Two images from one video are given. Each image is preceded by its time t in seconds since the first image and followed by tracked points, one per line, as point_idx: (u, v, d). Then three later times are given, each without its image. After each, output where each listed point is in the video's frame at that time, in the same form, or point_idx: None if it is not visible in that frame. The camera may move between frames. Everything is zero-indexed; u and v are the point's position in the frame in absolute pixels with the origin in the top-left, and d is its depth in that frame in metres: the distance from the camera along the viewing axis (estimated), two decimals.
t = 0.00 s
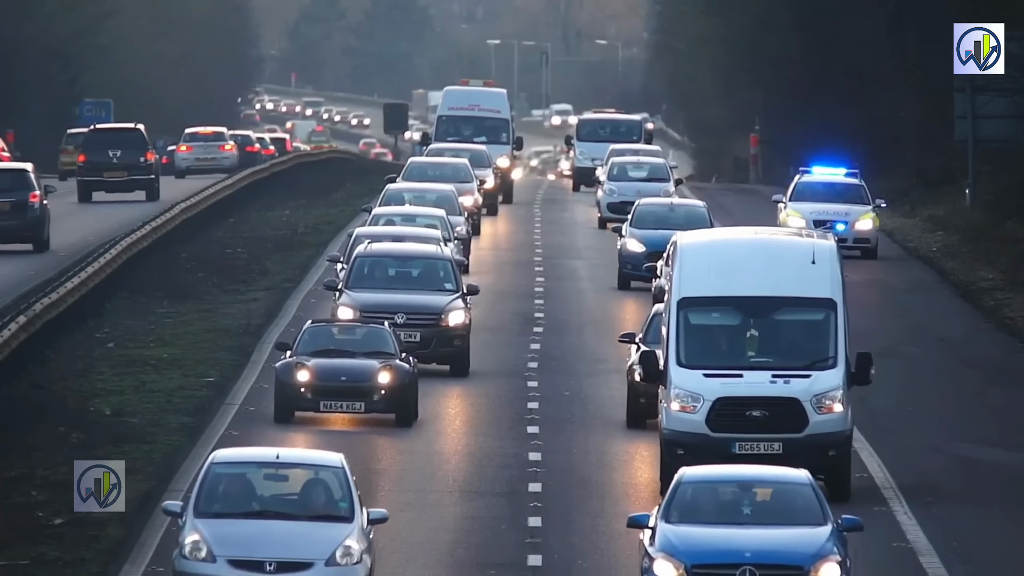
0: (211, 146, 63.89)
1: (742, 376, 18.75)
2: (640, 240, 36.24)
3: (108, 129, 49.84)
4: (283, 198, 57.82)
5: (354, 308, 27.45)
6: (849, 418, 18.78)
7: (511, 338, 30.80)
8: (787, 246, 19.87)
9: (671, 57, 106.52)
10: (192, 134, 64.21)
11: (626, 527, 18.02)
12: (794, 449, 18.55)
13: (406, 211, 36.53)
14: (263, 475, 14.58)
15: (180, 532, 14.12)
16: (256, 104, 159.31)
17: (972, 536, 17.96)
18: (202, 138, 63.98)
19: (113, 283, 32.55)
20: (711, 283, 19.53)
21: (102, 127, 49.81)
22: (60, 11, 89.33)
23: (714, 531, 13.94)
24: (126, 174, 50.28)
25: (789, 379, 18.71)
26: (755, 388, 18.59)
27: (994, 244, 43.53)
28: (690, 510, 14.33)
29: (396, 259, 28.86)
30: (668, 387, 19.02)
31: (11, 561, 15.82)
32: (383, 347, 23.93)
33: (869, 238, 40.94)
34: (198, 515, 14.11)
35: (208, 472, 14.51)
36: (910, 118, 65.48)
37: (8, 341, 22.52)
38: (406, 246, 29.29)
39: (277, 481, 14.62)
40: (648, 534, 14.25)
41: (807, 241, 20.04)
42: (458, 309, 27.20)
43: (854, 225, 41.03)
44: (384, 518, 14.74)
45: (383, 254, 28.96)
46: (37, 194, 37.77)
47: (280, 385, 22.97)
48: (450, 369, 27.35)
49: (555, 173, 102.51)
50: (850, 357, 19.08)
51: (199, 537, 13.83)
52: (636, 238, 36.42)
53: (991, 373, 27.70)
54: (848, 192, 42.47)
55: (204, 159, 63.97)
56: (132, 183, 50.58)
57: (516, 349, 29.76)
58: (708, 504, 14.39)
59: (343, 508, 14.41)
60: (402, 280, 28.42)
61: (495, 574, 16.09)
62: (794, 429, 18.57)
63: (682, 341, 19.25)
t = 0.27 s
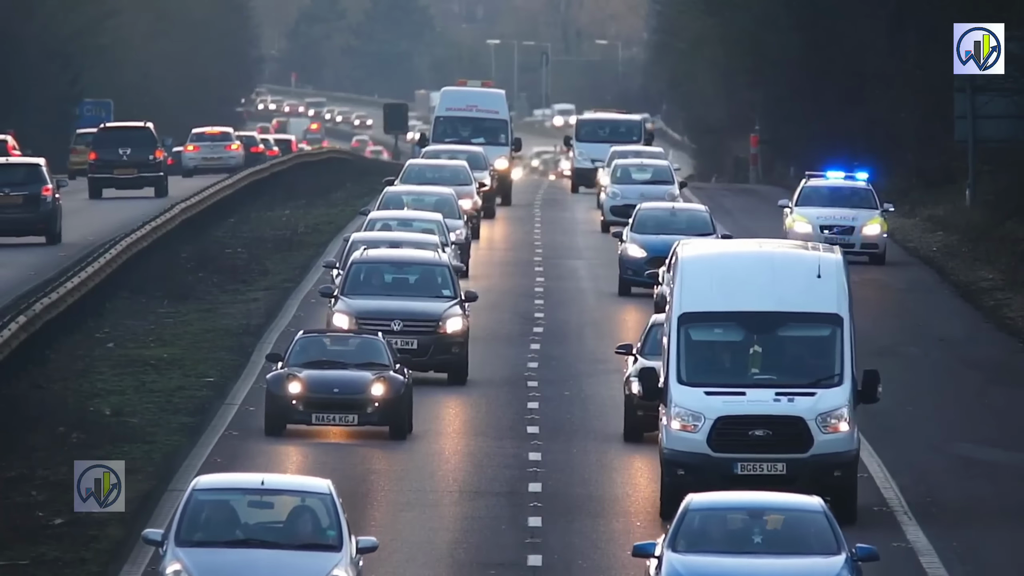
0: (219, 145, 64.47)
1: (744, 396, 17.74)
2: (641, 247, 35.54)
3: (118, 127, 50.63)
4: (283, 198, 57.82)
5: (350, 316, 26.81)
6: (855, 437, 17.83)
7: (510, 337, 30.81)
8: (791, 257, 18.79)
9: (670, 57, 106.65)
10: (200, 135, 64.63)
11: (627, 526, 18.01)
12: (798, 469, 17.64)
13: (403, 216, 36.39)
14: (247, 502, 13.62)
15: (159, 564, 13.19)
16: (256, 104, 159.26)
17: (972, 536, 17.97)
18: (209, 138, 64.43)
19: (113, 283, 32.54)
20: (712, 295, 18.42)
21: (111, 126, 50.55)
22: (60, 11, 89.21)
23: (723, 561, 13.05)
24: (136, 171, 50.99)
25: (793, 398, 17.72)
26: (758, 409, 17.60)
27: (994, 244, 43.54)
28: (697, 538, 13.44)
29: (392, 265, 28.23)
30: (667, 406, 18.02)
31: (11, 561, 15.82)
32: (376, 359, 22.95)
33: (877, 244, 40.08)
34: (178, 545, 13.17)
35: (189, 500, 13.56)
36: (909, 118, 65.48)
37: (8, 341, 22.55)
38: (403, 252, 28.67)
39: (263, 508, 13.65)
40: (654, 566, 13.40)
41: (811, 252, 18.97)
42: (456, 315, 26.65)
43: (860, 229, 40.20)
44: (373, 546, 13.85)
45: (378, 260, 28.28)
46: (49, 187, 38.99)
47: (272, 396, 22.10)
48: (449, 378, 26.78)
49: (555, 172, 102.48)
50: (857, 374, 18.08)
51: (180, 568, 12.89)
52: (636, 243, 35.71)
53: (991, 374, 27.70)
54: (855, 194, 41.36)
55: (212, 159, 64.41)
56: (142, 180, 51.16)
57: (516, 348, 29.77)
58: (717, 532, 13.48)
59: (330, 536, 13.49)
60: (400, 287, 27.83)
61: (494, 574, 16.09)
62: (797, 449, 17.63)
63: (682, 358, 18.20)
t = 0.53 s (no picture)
0: (224, 145, 66.15)
1: (747, 414, 16.52)
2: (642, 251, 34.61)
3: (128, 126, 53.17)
4: (282, 198, 57.87)
5: (345, 324, 25.93)
6: (862, 456, 16.65)
7: (510, 337, 30.81)
8: (795, 270, 17.59)
9: (669, 57, 106.78)
10: (205, 135, 66.57)
11: (628, 527, 17.99)
12: (802, 490, 16.43)
13: (399, 220, 35.89)
14: (231, 530, 12.16)
15: None
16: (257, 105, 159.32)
17: (972, 536, 17.95)
18: (214, 138, 66.22)
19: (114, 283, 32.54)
20: (713, 311, 17.24)
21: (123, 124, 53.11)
22: (58, 10, 89.19)
23: None
24: (144, 168, 53.68)
25: (798, 416, 16.52)
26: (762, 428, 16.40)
27: (994, 244, 43.55)
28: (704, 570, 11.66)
29: (389, 272, 27.36)
30: (666, 425, 16.81)
31: (11, 561, 15.82)
32: (371, 370, 22.27)
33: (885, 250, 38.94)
34: None
35: (168, 529, 12.17)
36: (909, 118, 65.48)
37: (8, 341, 22.56)
38: (400, 259, 27.83)
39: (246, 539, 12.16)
40: None
41: (816, 265, 17.78)
42: (454, 322, 25.81)
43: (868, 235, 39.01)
44: None
45: (372, 266, 27.44)
46: (61, 184, 41.28)
47: (262, 406, 21.40)
48: (446, 386, 25.94)
49: (556, 170, 102.49)
50: (865, 391, 16.87)
51: None
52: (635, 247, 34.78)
53: (991, 373, 27.68)
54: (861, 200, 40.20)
55: (217, 158, 66.15)
56: (150, 175, 53.88)
57: (516, 348, 29.76)
58: (725, 562, 11.69)
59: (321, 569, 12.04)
60: (396, 293, 26.97)
61: (495, 574, 16.09)
62: (802, 469, 16.45)
63: (681, 375, 17.00)
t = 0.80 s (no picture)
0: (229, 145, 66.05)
1: (748, 436, 15.49)
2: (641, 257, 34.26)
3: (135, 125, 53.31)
4: (282, 199, 57.94)
5: (342, 334, 25.40)
6: (867, 479, 15.65)
7: (510, 338, 30.82)
8: (798, 284, 16.57)
9: (669, 55, 106.93)
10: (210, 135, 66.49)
11: (628, 526, 18.02)
12: (806, 514, 15.43)
13: (395, 225, 35.18)
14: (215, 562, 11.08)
15: None
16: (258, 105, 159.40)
17: (973, 536, 17.98)
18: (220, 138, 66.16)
19: (114, 283, 32.56)
20: (714, 326, 16.19)
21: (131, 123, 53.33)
22: (59, 9, 89.22)
23: None
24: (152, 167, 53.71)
25: (801, 440, 15.48)
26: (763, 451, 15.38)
27: (994, 244, 43.56)
28: None
29: (384, 278, 26.81)
30: (663, 445, 15.81)
31: (11, 561, 15.82)
32: (366, 381, 21.49)
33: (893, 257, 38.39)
34: None
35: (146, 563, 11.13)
36: (909, 118, 65.55)
37: (8, 341, 22.53)
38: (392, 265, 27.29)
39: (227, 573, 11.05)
40: None
41: (820, 280, 16.73)
42: (450, 330, 25.30)
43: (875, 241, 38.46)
44: None
45: (367, 275, 26.86)
46: (70, 177, 42.20)
47: (254, 419, 20.62)
48: (442, 395, 25.48)
49: (555, 171, 102.67)
50: (871, 412, 15.85)
51: None
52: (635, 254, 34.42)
53: (990, 373, 27.70)
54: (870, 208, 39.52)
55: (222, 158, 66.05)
56: (158, 175, 53.90)
57: (516, 348, 29.76)
58: None
59: None
60: (392, 301, 26.42)
61: (495, 574, 16.09)
62: (804, 493, 15.45)
63: (679, 395, 15.96)
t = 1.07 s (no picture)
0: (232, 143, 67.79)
1: (749, 459, 14.96)
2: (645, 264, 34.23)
3: (145, 121, 55.12)
4: (282, 197, 57.97)
5: (334, 340, 24.48)
6: (874, 506, 15.02)
7: (510, 338, 30.85)
8: (800, 304, 16.16)
9: (668, 54, 106.97)
10: (212, 133, 68.06)
11: (627, 527, 18.09)
12: (809, 540, 14.75)
13: (392, 229, 34.83)
14: None
15: None
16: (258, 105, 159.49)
17: (973, 536, 18.00)
18: (223, 136, 67.94)
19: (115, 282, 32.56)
20: (714, 347, 15.81)
21: (139, 120, 54.97)
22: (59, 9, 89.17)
23: None
24: (161, 161, 55.55)
25: (804, 463, 14.96)
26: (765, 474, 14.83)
27: (994, 242, 43.48)
28: None
29: (381, 289, 26.07)
30: (662, 470, 15.27)
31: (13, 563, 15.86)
32: (362, 396, 20.58)
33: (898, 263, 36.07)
34: None
35: None
36: (909, 117, 65.58)
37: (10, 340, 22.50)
38: (389, 274, 26.93)
39: None
40: None
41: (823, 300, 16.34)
42: (446, 340, 24.59)
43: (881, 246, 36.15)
44: None
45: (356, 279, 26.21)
46: (82, 172, 44.01)
47: (245, 436, 19.74)
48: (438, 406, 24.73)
49: (553, 170, 102.74)
50: (876, 434, 15.36)
51: None
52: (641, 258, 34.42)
53: (988, 375, 27.76)
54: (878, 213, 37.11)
55: (226, 156, 67.74)
56: (167, 169, 55.72)
57: (517, 349, 29.78)
58: None
59: None
60: (386, 311, 25.61)
61: None
62: (807, 519, 14.81)
63: (678, 417, 15.49)
